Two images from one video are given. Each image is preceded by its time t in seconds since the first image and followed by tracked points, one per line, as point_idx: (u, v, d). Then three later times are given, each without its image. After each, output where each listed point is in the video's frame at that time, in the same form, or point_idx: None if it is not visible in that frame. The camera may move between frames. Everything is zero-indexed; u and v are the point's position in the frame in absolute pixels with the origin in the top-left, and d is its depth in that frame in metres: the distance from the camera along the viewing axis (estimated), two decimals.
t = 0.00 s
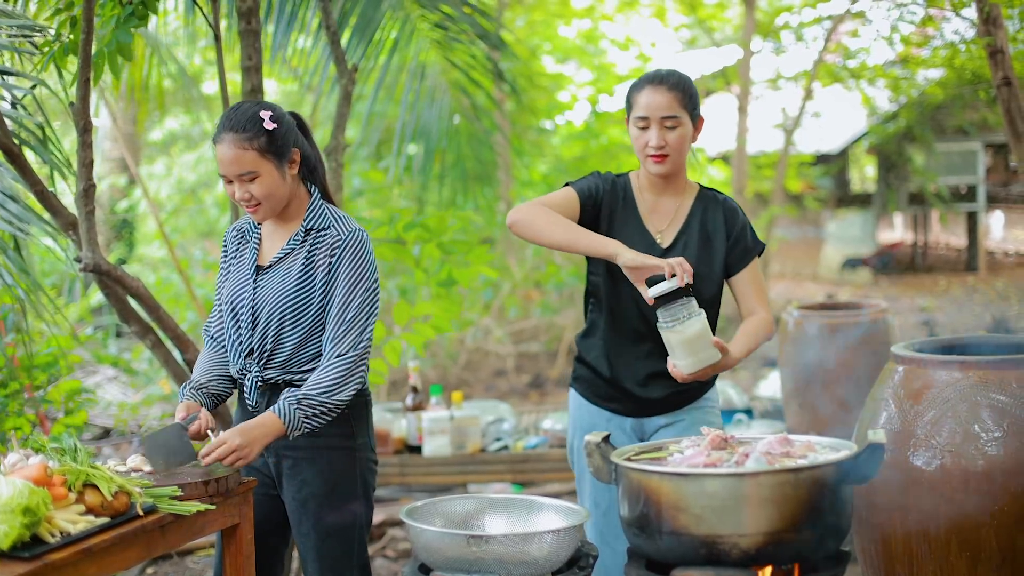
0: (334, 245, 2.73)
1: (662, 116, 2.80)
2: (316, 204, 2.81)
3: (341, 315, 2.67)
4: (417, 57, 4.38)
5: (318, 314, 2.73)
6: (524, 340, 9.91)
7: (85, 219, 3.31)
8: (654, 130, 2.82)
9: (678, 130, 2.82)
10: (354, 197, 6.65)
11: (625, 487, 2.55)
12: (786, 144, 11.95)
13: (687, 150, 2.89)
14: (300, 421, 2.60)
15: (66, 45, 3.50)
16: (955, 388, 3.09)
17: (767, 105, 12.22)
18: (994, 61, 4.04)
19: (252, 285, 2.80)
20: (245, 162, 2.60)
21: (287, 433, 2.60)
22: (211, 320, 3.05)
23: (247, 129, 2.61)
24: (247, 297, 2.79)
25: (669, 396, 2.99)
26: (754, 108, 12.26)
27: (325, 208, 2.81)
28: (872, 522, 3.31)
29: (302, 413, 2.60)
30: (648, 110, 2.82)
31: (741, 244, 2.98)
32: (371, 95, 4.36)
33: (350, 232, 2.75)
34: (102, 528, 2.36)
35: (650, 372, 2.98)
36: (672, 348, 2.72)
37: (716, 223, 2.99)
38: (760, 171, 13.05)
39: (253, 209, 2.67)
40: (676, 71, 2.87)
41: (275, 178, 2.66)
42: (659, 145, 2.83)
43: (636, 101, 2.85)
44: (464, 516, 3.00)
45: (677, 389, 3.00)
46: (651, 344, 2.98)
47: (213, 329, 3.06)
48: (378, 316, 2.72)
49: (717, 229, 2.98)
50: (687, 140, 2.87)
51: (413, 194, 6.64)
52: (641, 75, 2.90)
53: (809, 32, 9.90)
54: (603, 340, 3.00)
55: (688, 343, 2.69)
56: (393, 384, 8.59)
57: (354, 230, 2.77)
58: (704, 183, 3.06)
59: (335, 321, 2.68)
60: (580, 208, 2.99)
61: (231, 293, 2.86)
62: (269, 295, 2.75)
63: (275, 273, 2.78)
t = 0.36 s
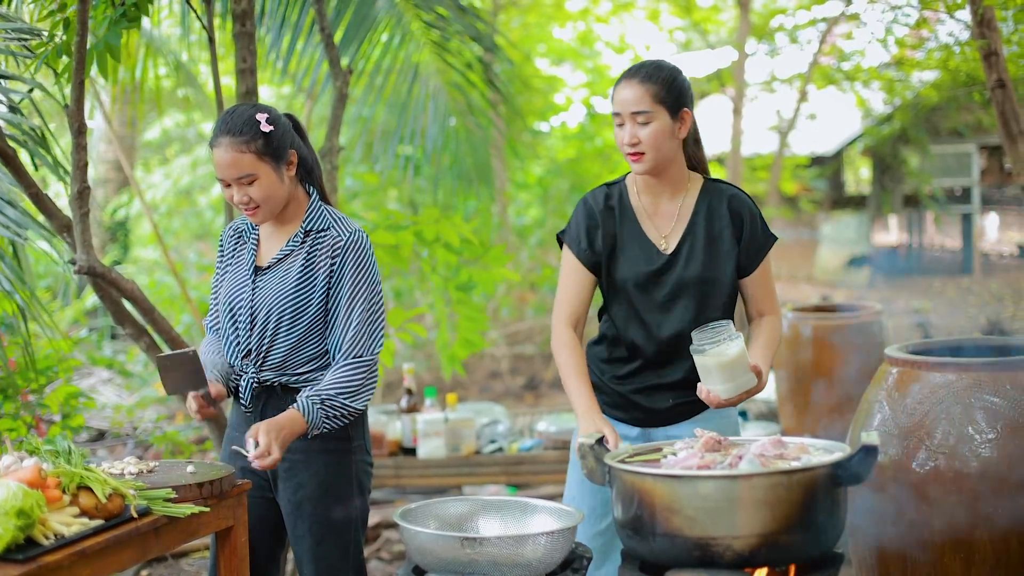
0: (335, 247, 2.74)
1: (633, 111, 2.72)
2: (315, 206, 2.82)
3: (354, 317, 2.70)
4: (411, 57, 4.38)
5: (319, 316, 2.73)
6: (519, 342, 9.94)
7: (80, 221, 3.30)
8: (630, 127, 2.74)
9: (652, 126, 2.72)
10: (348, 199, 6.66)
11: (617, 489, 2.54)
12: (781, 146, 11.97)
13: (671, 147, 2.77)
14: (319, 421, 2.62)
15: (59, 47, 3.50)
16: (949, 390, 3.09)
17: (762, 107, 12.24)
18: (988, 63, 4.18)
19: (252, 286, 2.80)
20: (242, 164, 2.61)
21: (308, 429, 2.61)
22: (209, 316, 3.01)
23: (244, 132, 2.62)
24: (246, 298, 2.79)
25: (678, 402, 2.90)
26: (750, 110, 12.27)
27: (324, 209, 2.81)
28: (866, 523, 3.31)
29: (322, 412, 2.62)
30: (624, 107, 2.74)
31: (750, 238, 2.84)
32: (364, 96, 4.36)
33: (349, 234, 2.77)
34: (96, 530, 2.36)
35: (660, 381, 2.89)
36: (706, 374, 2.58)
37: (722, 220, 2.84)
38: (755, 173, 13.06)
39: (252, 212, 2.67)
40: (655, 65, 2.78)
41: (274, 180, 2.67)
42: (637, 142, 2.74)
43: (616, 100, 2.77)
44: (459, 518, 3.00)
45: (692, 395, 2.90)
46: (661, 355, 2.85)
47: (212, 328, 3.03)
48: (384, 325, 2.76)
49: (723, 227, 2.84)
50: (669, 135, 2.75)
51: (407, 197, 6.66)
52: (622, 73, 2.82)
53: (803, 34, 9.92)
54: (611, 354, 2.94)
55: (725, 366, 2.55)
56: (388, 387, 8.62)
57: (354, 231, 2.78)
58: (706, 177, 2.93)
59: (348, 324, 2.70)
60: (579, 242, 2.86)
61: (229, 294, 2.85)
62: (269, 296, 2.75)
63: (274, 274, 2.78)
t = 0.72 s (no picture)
0: (349, 253, 2.77)
1: (575, 130, 2.64)
2: (325, 212, 2.83)
3: (376, 325, 2.76)
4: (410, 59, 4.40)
5: (333, 322, 2.75)
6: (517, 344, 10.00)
7: (77, 224, 3.30)
8: (569, 145, 2.66)
9: (596, 143, 2.65)
10: (345, 202, 6.68)
11: (615, 490, 2.49)
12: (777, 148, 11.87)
13: (610, 163, 2.70)
14: (340, 424, 2.67)
15: (57, 50, 3.51)
16: (945, 393, 3.09)
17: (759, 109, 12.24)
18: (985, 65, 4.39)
19: (262, 290, 2.79)
20: (258, 169, 2.61)
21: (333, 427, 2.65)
22: (210, 320, 2.98)
23: (259, 137, 2.63)
24: (257, 302, 2.78)
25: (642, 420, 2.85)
26: (747, 112, 12.28)
27: (335, 215, 2.83)
28: (862, 524, 3.31)
29: (346, 413, 2.66)
30: (560, 125, 2.66)
31: (692, 247, 2.84)
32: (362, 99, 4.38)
33: (361, 241, 2.80)
34: (94, 533, 2.35)
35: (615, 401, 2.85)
36: (694, 388, 2.56)
37: (662, 231, 2.83)
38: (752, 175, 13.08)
39: (264, 217, 2.67)
40: (588, 77, 2.71)
41: (288, 185, 2.67)
42: (574, 160, 2.66)
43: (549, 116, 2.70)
44: (455, 520, 2.98)
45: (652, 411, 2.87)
46: (610, 377, 2.82)
47: (213, 335, 2.97)
48: (401, 342, 2.80)
49: (666, 238, 2.82)
50: (610, 150, 2.69)
51: (404, 200, 6.69)
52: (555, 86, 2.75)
53: (800, 37, 9.98)
54: (566, 376, 2.91)
55: (719, 382, 2.55)
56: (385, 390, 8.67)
57: (365, 237, 2.81)
58: (645, 186, 2.91)
59: (367, 332, 2.76)
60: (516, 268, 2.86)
61: (237, 297, 2.84)
62: (280, 301, 2.74)
63: (285, 279, 2.77)
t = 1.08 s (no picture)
0: (332, 255, 2.78)
1: (568, 133, 2.45)
2: (311, 214, 2.84)
3: (348, 330, 2.73)
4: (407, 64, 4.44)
5: (315, 325, 2.76)
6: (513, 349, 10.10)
7: (73, 228, 3.31)
8: (558, 151, 2.45)
9: (585, 150, 2.48)
10: (343, 207, 6.73)
11: (611, 495, 2.42)
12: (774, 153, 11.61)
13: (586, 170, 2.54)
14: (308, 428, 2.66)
15: (55, 55, 3.52)
16: (941, 397, 3.09)
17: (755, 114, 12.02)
18: (981, 69, 4.51)
19: (248, 294, 2.81)
20: (245, 170, 2.63)
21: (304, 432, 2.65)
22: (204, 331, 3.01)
23: (247, 138, 2.64)
24: (243, 306, 2.79)
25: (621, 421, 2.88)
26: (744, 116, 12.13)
27: (321, 217, 2.84)
28: (859, 527, 3.31)
29: (318, 411, 2.65)
30: (547, 129, 2.45)
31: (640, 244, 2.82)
32: (361, 102, 4.40)
33: (345, 243, 2.80)
34: (90, 537, 2.35)
35: (591, 413, 2.83)
36: (646, 380, 2.47)
37: (616, 231, 2.79)
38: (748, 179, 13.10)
39: (251, 219, 2.68)
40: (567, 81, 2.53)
41: (275, 186, 2.69)
42: (563, 167, 2.44)
43: (529, 119, 2.47)
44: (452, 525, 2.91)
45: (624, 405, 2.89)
46: (579, 387, 2.77)
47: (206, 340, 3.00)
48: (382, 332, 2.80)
49: (620, 238, 2.78)
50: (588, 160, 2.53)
51: (402, 204, 6.74)
52: (522, 88, 2.54)
53: (796, 40, 10.00)
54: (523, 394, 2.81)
55: (671, 375, 2.47)
56: (382, 394, 8.71)
57: (351, 241, 2.82)
58: (586, 190, 2.85)
59: (340, 335, 2.74)
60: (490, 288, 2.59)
61: (225, 301, 2.86)
62: (265, 304, 2.76)
63: (271, 282, 2.79)
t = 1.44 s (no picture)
0: (316, 258, 2.79)
1: (583, 116, 2.43)
2: (296, 217, 2.86)
3: (324, 331, 2.73)
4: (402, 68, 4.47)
5: (302, 327, 2.77)
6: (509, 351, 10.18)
7: (69, 231, 3.31)
8: (574, 131, 2.43)
9: (598, 133, 2.46)
10: (339, 209, 6.76)
11: (607, 497, 2.38)
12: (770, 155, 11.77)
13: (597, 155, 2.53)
14: (285, 433, 2.64)
15: (52, 58, 3.53)
16: (938, 399, 3.09)
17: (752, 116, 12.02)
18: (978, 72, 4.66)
19: (235, 299, 2.84)
20: (225, 174, 2.65)
21: (272, 447, 2.64)
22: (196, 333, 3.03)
23: (227, 143, 2.66)
24: (230, 311, 2.83)
25: (621, 421, 2.86)
26: (740, 119, 12.14)
27: (306, 220, 2.85)
28: (857, 528, 3.31)
29: (285, 426, 2.64)
30: (565, 108, 2.44)
31: (646, 240, 2.77)
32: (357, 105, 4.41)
33: (330, 245, 2.81)
34: (86, 540, 2.35)
35: (589, 409, 2.83)
36: (662, 343, 2.43)
37: (623, 226, 2.74)
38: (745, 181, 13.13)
39: (234, 223, 2.71)
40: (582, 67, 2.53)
41: (256, 191, 2.71)
42: (579, 148, 2.43)
43: (548, 99, 2.46)
44: (448, 527, 2.87)
45: (624, 407, 2.88)
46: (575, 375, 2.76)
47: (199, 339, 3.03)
48: (359, 327, 2.77)
49: (626, 230, 2.74)
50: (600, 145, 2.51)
51: (398, 207, 6.78)
52: (539, 72, 2.53)
53: (794, 43, 10.04)
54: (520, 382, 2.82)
55: (685, 336, 2.41)
56: (379, 396, 8.74)
57: (336, 242, 2.83)
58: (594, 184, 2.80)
59: (318, 339, 2.73)
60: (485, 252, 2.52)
61: (213, 307, 2.89)
62: (252, 309, 2.79)
63: (258, 286, 2.82)
